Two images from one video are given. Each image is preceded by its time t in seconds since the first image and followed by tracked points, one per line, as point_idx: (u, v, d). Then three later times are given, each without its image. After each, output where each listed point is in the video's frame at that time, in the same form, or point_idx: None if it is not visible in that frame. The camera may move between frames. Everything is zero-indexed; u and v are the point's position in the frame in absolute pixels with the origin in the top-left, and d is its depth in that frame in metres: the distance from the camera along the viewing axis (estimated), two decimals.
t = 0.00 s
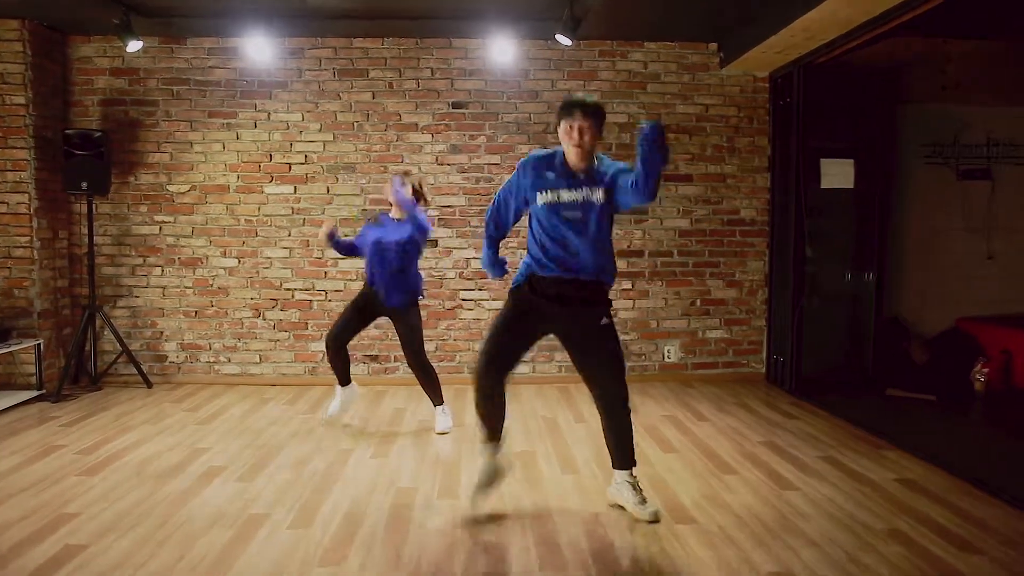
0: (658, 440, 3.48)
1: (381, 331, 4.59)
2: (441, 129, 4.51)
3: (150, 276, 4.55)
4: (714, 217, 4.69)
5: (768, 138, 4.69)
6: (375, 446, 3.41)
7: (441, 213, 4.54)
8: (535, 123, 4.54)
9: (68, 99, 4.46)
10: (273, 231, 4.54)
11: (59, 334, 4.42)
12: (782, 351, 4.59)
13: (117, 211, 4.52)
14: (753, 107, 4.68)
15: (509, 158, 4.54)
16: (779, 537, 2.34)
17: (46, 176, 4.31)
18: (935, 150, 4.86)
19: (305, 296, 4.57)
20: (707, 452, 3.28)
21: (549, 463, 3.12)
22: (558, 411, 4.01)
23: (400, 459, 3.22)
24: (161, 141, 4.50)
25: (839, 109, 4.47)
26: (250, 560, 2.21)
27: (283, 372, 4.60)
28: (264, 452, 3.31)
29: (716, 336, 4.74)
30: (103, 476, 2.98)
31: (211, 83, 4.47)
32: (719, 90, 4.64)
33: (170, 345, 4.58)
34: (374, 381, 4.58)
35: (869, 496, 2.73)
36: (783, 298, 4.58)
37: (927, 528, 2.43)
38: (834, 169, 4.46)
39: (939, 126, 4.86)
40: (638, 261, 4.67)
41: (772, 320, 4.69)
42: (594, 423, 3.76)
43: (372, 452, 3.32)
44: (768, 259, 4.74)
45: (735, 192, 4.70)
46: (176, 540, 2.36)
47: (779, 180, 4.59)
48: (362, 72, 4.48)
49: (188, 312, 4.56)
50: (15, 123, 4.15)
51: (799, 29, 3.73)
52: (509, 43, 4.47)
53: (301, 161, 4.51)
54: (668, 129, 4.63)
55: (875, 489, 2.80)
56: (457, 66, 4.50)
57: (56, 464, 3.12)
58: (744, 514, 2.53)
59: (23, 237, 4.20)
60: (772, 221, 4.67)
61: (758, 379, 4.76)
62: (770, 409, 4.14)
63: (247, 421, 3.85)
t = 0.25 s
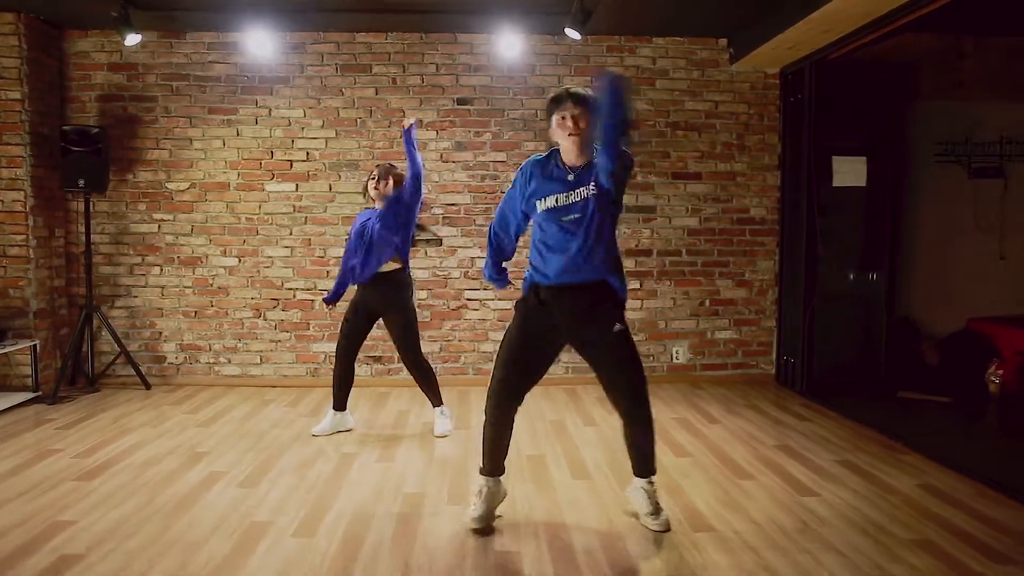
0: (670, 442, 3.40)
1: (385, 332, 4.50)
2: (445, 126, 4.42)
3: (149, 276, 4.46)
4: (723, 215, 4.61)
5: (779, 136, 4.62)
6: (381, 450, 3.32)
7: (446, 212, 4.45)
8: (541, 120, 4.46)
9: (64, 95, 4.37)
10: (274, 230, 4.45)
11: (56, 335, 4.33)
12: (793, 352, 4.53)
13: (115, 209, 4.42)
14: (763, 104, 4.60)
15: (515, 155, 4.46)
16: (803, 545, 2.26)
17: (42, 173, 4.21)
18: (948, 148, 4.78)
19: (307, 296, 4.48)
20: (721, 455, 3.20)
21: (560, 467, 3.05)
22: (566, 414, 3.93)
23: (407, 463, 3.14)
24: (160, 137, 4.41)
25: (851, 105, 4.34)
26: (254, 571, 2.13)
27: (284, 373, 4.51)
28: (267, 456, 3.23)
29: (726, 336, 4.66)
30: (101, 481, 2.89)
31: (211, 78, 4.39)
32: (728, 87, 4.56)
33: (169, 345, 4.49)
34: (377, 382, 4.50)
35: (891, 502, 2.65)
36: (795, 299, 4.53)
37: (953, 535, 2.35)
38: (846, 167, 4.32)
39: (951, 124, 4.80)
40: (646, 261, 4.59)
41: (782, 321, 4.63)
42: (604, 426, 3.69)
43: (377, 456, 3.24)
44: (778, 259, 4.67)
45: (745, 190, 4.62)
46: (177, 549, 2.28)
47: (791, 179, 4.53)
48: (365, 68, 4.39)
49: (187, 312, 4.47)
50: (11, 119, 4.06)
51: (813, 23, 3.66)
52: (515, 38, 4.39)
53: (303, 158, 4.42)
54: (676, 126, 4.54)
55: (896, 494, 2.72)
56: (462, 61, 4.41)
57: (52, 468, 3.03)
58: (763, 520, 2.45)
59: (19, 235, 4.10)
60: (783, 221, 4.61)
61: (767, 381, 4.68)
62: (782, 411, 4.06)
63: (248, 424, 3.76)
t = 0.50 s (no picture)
0: (675, 441, 3.40)
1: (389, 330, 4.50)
2: (450, 124, 4.42)
3: (153, 274, 4.46)
4: (727, 215, 4.62)
5: (783, 135, 4.63)
6: (386, 448, 3.33)
7: (450, 211, 4.45)
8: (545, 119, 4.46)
9: (69, 93, 4.37)
10: (279, 228, 4.45)
11: (60, 333, 4.33)
12: (795, 351, 4.54)
13: (119, 207, 4.43)
14: (767, 103, 4.60)
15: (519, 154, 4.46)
16: (810, 543, 2.26)
17: (46, 171, 4.21)
18: (952, 148, 4.76)
19: (311, 294, 4.49)
20: (726, 453, 3.21)
21: (565, 465, 3.05)
22: (570, 412, 3.93)
23: (412, 461, 3.15)
24: (164, 136, 4.41)
25: (853, 103, 4.36)
26: (263, 568, 2.13)
27: (288, 371, 4.52)
28: (272, 454, 3.23)
29: (729, 335, 4.66)
30: (107, 478, 2.89)
31: (216, 77, 4.39)
32: (732, 86, 4.56)
33: (173, 344, 4.49)
34: (381, 381, 4.50)
35: (897, 500, 2.65)
36: (797, 298, 4.54)
37: (958, 532, 2.36)
38: (848, 165, 4.34)
39: (953, 124, 4.78)
40: (650, 260, 4.59)
41: (785, 320, 4.64)
42: (608, 424, 3.69)
43: (382, 454, 3.24)
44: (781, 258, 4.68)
45: (748, 190, 4.62)
46: (185, 546, 2.28)
47: (794, 179, 4.54)
48: (369, 66, 4.39)
49: (191, 310, 4.48)
50: (16, 117, 4.06)
51: (818, 23, 3.66)
52: (520, 37, 4.39)
53: (308, 157, 4.42)
54: (680, 125, 4.55)
55: (901, 492, 2.73)
56: (466, 60, 4.42)
57: (58, 466, 3.03)
58: (770, 518, 2.45)
59: (24, 233, 4.11)
60: (787, 220, 4.62)
61: (770, 380, 4.69)
62: (786, 410, 4.06)
63: (253, 422, 3.77)
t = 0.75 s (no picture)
0: (672, 434, 3.51)
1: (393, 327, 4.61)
2: (453, 126, 4.53)
3: (163, 272, 4.56)
4: (723, 214, 4.72)
5: (778, 136, 4.71)
6: (391, 441, 3.43)
7: (453, 211, 4.56)
8: (546, 121, 4.57)
9: (81, 96, 4.47)
10: (285, 228, 4.56)
11: (72, 330, 4.44)
12: (790, 348, 4.62)
13: (129, 207, 4.53)
14: (763, 105, 4.70)
15: (520, 155, 4.56)
16: (800, 528, 2.36)
17: (59, 172, 4.32)
18: (943, 148, 4.89)
19: (317, 292, 4.59)
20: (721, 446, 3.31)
21: (566, 456, 3.15)
22: (570, 407, 4.03)
23: (418, 453, 3.25)
24: (173, 137, 4.51)
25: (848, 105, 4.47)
26: (278, 551, 2.24)
27: (295, 367, 4.62)
28: (282, 446, 3.34)
29: (726, 333, 4.77)
30: (124, 469, 3.00)
31: (224, 80, 4.49)
32: (729, 88, 4.67)
33: (182, 341, 4.59)
34: (385, 377, 4.61)
35: (885, 489, 2.75)
36: (793, 295, 4.61)
37: (942, 519, 2.46)
38: (843, 166, 4.45)
39: (945, 126, 4.90)
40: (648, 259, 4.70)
41: (781, 318, 4.72)
42: (607, 418, 3.80)
43: (388, 446, 3.35)
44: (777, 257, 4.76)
45: (745, 190, 4.72)
46: (202, 531, 2.38)
47: (789, 180, 4.63)
48: (374, 69, 4.50)
49: (200, 308, 4.58)
50: (30, 119, 4.17)
51: (811, 27, 3.76)
52: (521, 42, 4.49)
53: (314, 158, 4.53)
54: (678, 127, 4.65)
55: (888, 482, 2.83)
56: (469, 63, 4.52)
57: (76, 457, 3.14)
58: (762, 505, 2.56)
59: (37, 232, 4.21)
60: (782, 220, 4.70)
61: (766, 376, 4.79)
62: (781, 405, 4.16)
63: (262, 416, 3.87)
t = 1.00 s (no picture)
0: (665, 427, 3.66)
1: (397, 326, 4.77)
2: (455, 131, 4.68)
3: (175, 272, 4.72)
4: (717, 216, 4.87)
5: (770, 140, 4.86)
6: (397, 434, 3.59)
7: (455, 213, 4.71)
8: (546, 126, 4.72)
9: (96, 102, 4.63)
10: (293, 229, 4.72)
11: (88, 328, 4.60)
12: (782, 345, 4.76)
13: (143, 209, 4.69)
14: (756, 111, 4.85)
15: (520, 159, 4.72)
16: (782, 513, 2.51)
17: (76, 175, 4.48)
18: (931, 152, 5.07)
19: (324, 291, 4.75)
20: (711, 438, 3.47)
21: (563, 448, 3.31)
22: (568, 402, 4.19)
23: (421, 445, 3.41)
24: (186, 142, 4.67)
25: (838, 111, 4.65)
26: (292, 533, 2.39)
27: (302, 364, 4.78)
28: (292, 438, 3.49)
29: (720, 331, 4.92)
30: (143, 458, 3.16)
31: (235, 87, 4.65)
32: (722, 94, 4.82)
33: (193, 338, 4.75)
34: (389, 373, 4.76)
35: (865, 478, 2.90)
36: (784, 293, 4.74)
37: (916, 505, 2.61)
38: (833, 170, 4.61)
39: (934, 131, 5.06)
40: (645, 260, 4.85)
41: (773, 316, 4.86)
42: (604, 413, 3.95)
43: (394, 438, 3.51)
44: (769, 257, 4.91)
45: (738, 193, 4.87)
46: (221, 515, 2.54)
47: (780, 182, 4.78)
48: (379, 76, 4.66)
49: (211, 306, 4.74)
50: (48, 125, 4.33)
51: (799, 37, 3.91)
52: (522, 49, 4.65)
53: (321, 162, 4.69)
54: (673, 132, 4.80)
55: (869, 471, 2.98)
56: (471, 70, 4.67)
57: (97, 448, 3.30)
58: (747, 493, 2.71)
59: (55, 234, 4.37)
60: (774, 221, 4.85)
61: (759, 373, 4.94)
62: (772, 400, 4.31)
63: (272, 410, 4.03)
